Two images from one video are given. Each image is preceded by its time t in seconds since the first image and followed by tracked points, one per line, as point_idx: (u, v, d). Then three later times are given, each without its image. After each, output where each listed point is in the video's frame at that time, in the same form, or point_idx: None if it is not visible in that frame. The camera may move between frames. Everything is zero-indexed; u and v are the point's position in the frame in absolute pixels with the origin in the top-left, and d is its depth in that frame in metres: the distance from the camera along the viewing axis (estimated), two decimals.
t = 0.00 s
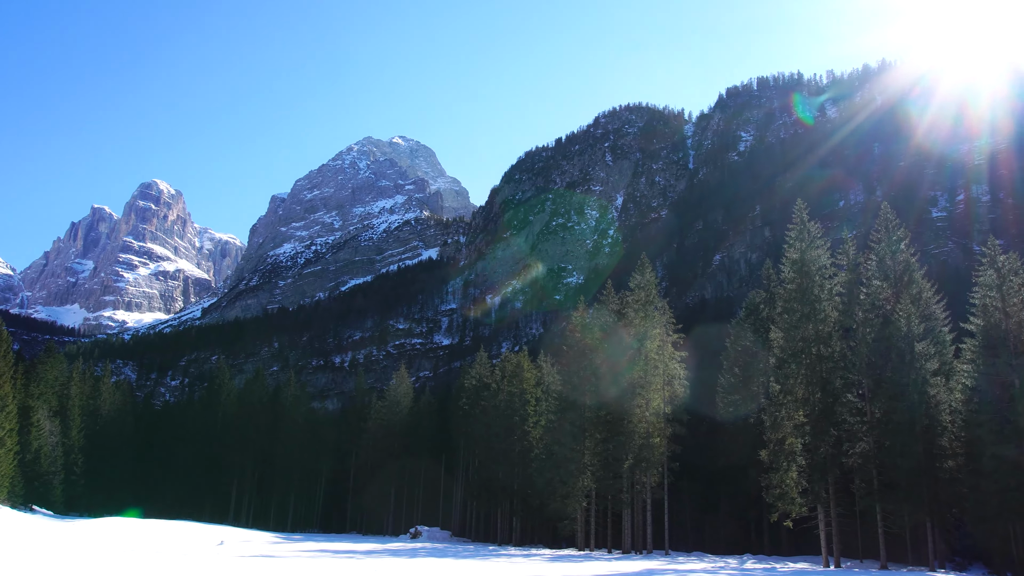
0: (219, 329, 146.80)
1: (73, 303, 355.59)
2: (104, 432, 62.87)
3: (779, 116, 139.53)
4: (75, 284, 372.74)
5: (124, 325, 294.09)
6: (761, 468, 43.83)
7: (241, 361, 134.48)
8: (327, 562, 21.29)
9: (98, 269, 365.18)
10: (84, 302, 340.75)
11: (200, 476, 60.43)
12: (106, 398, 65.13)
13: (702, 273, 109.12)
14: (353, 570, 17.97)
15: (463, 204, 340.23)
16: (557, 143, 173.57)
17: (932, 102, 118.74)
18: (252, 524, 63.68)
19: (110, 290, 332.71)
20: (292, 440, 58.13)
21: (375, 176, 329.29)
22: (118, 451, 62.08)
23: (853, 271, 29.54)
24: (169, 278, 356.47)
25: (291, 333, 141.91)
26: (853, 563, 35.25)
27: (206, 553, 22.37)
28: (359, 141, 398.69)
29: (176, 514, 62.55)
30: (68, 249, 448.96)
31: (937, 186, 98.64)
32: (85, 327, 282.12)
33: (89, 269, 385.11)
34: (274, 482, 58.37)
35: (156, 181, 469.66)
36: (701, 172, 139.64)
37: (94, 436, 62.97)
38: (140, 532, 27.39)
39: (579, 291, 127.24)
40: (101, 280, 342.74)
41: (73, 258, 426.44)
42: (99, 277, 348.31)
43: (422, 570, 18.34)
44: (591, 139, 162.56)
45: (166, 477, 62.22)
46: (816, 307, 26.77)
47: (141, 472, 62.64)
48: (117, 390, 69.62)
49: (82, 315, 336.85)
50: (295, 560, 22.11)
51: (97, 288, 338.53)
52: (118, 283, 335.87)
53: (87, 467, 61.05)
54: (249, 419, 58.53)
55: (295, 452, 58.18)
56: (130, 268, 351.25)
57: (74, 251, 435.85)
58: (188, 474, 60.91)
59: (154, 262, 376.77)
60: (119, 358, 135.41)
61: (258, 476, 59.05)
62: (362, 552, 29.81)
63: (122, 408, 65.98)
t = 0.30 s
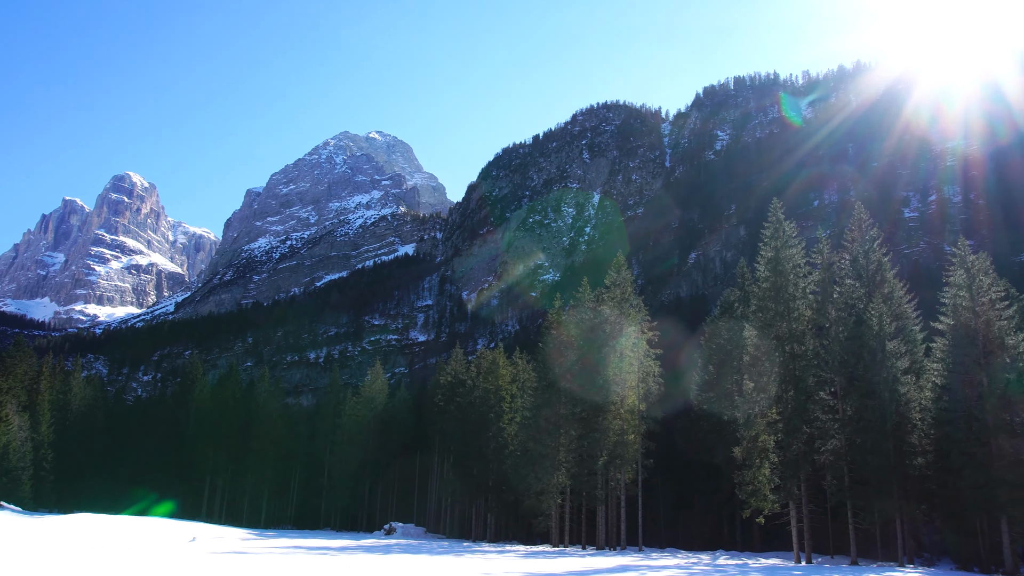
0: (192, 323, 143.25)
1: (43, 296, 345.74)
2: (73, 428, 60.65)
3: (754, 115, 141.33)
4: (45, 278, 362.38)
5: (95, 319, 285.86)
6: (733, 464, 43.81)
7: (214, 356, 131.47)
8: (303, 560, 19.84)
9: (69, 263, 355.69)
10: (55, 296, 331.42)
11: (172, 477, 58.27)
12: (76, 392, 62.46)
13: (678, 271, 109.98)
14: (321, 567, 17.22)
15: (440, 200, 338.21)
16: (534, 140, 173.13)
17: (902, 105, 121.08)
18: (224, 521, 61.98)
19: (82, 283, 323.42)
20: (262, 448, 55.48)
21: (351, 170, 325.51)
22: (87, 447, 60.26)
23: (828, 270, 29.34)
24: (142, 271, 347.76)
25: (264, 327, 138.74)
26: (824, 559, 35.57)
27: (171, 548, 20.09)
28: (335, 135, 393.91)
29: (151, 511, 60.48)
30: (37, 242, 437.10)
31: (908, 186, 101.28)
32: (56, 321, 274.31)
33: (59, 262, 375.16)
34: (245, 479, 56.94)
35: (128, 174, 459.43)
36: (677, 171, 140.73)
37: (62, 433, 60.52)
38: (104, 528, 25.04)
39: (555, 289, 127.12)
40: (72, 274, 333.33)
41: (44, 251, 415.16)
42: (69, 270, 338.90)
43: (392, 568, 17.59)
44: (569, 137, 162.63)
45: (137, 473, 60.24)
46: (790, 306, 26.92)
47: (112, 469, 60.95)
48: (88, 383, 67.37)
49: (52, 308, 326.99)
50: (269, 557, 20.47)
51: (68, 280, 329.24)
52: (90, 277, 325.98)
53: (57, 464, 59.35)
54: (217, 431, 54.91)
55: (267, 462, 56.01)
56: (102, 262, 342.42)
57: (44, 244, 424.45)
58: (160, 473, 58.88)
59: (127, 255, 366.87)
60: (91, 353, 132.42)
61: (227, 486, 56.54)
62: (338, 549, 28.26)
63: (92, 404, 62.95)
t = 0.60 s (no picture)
0: (165, 317, 139.83)
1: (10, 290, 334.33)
2: (43, 421, 59.09)
3: (729, 114, 143.13)
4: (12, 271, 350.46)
5: (66, 314, 277.26)
6: (706, 461, 43.83)
7: (186, 351, 128.55)
8: (279, 556, 18.72)
9: (38, 256, 344.96)
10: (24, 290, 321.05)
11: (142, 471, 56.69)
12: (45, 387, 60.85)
13: (653, 267, 110.65)
14: (292, 562, 16.63)
15: (417, 195, 336.12)
16: (511, 136, 172.73)
17: (874, 107, 123.48)
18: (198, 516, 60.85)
19: (52, 276, 312.51)
20: (236, 451, 54.10)
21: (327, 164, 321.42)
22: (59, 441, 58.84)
23: (802, 270, 29.15)
24: (114, 265, 337.91)
25: (237, 322, 135.83)
26: (794, 555, 36.16)
27: (141, 546, 18.43)
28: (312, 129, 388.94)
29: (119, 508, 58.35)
30: (2, 235, 422.78)
31: (879, 186, 103.56)
32: (25, 315, 265.58)
33: (29, 254, 364.84)
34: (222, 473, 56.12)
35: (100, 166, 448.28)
36: (653, 168, 141.95)
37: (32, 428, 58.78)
38: (67, 524, 23.28)
39: (530, 287, 126.82)
40: (42, 267, 322.81)
41: (13, 244, 403.40)
42: (39, 263, 329.72)
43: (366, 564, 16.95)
44: (545, 134, 162.95)
45: (107, 467, 58.69)
46: (764, 305, 26.83)
47: (82, 465, 59.38)
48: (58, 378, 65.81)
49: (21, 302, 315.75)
50: (243, 553, 19.26)
51: (38, 274, 320.39)
52: (61, 270, 315.39)
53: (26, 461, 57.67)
54: (189, 422, 54.08)
55: (241, 460, 54.58)
56: (73, 255, 332.84)
57: (10, 237, 410.82)
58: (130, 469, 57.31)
59: (99, 248, 356.20)
60: (60, 347, 128.44)
61: (203, 479, 55.60)
62: (311, 545, 26.91)
63: (64, 398, 61.86)
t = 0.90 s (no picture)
0: (136, 311, 136.16)
1: None
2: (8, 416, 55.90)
3: (704, 113, 144.60)
4: None
5: (34, 308, 268.74)
6: (679, 458, 43.82)
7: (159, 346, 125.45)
8: (254, 553, 17.70)
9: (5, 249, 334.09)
10: None
11: (113, 465, 55.32)
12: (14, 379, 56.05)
13: (629, 265, 110.90)
14: (267, 558, 15.92)
15: (392, 190, 333.22)
16: (488, 133, 172.08)
17: (846, 109, 125.61)
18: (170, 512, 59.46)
19: (20, 269, 302.71)
20: (210, 443, 52.92)
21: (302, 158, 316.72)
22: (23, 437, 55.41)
23: (776, 268, 28.81)
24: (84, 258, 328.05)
25: (211, 318, 132.56)
26: (766, 551, 36.30)
27: (112, 543, 17.29)
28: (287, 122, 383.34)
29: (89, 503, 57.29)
30: None
31: (851, 187, 105.28)
32: None
33: None
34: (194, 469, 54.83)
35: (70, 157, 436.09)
36: (629, 166, 143.02)
37: None
38: (33, 520, 21.93)
39: (506, 283, 126.03)
40: (9, 260, 312.56)
41: None
42: (6, 256, 319.24)
43: (344, 561, 16.21)
44: (522, 130, 163.02)
45: (77, 464, 57.10)
46: (739, 303, 26.60)
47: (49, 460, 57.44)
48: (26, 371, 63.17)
49: None
50: (217, 550, 18.15)
51: (6, 266, 310.92)
52: (28, 263, 305.56)
53: None
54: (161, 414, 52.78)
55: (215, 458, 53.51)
56: (42, 248, 322.78)
57: None
58: (100, 463, 55.96)
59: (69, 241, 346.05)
60: (28, 341, 123.13)
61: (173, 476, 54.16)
62: (285, 541, 25.16)
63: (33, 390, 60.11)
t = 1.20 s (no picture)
0: (107, 306, 132.54)
1: None
2: None
3: (678, 112, 146.30)
4: None
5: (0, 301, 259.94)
6: (652, 457, 44.58)
7: (129, 340, 122.30)
8: (223, 548, 17.03)
9: None
10: None
11: (77, 459, 53.72)
12: None
13: (602, 264, 111.61)
14: (236, 554, 15.35)
15: (367, 186, 330.11)
16: (463, 129, 171.29)
17: (819, 112, 127.55)
18: (138, 509, 57.91)
19: None
20: (182, 422, 52.09)
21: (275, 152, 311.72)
22: None
23: (748, 268, 28.73)
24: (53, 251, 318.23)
25: (182, 314, 129.44)
26: (735, 548, 36.67)
27: (76, 539, 16.57)
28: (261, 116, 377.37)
29: (49, 497, 55.12)
30: None
31: (825, 187, 107.72)
32: None
33: None
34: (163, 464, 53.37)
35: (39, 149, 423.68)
36: (604, 164, 143.79)
37: None
38: None
39: (479, 280, 125.14)
40: None
41: None
42: None
43: (314, 558, 15.67)
44: (497, 127, 163.10)
45: (37, 459, 54.34)
46: (711, 302, 26.67)
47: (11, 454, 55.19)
48: None
49: None
50: (185, 545, 17.51)
51: None
52: None
53: None
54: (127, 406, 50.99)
55: (183, 449, 52.46)
56: (9, 239, 312.50)
57: None
58: (65, 458, 54.06)
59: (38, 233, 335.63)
60: None
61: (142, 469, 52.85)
62: (256, 538, 23.75)
63: None
